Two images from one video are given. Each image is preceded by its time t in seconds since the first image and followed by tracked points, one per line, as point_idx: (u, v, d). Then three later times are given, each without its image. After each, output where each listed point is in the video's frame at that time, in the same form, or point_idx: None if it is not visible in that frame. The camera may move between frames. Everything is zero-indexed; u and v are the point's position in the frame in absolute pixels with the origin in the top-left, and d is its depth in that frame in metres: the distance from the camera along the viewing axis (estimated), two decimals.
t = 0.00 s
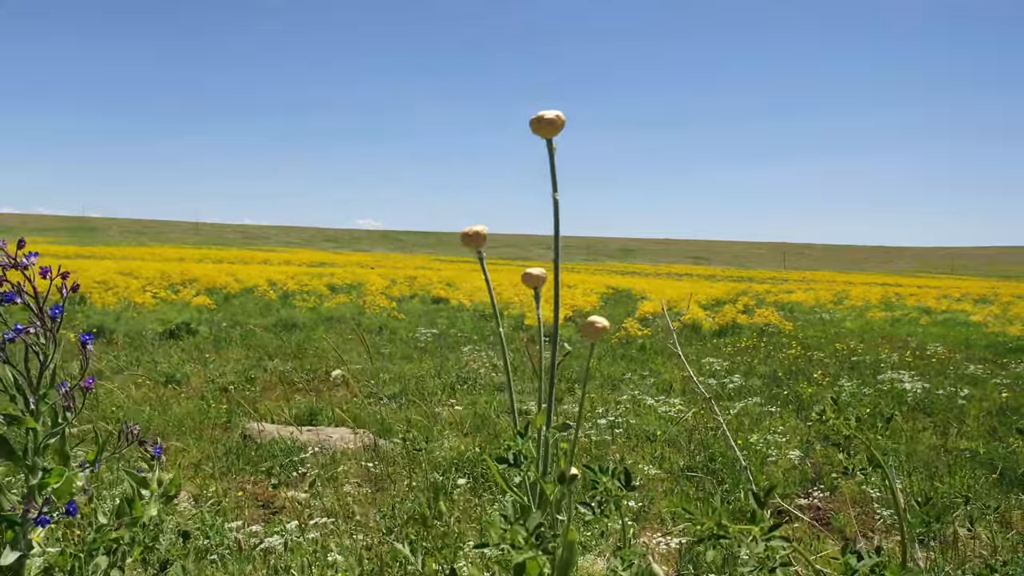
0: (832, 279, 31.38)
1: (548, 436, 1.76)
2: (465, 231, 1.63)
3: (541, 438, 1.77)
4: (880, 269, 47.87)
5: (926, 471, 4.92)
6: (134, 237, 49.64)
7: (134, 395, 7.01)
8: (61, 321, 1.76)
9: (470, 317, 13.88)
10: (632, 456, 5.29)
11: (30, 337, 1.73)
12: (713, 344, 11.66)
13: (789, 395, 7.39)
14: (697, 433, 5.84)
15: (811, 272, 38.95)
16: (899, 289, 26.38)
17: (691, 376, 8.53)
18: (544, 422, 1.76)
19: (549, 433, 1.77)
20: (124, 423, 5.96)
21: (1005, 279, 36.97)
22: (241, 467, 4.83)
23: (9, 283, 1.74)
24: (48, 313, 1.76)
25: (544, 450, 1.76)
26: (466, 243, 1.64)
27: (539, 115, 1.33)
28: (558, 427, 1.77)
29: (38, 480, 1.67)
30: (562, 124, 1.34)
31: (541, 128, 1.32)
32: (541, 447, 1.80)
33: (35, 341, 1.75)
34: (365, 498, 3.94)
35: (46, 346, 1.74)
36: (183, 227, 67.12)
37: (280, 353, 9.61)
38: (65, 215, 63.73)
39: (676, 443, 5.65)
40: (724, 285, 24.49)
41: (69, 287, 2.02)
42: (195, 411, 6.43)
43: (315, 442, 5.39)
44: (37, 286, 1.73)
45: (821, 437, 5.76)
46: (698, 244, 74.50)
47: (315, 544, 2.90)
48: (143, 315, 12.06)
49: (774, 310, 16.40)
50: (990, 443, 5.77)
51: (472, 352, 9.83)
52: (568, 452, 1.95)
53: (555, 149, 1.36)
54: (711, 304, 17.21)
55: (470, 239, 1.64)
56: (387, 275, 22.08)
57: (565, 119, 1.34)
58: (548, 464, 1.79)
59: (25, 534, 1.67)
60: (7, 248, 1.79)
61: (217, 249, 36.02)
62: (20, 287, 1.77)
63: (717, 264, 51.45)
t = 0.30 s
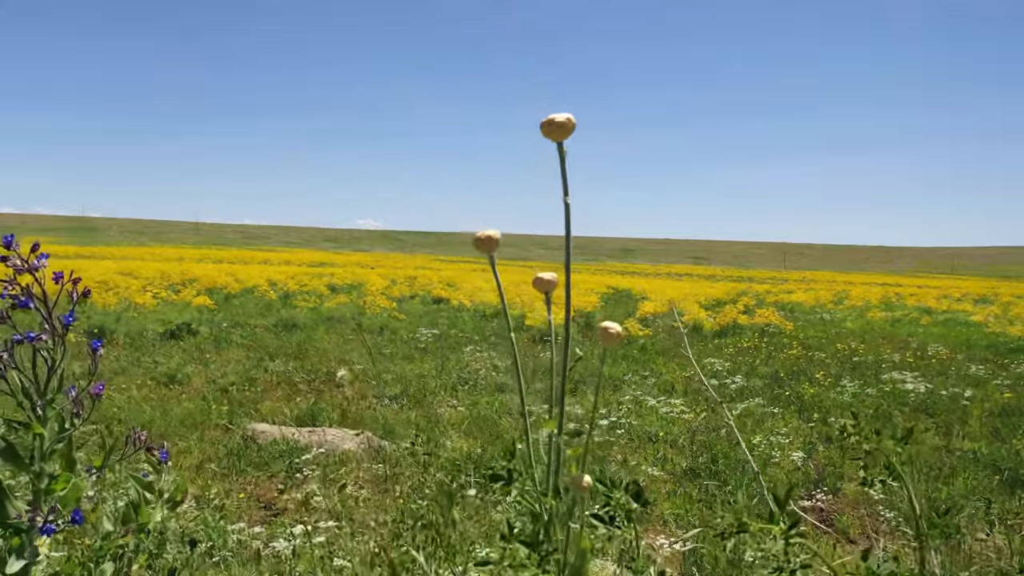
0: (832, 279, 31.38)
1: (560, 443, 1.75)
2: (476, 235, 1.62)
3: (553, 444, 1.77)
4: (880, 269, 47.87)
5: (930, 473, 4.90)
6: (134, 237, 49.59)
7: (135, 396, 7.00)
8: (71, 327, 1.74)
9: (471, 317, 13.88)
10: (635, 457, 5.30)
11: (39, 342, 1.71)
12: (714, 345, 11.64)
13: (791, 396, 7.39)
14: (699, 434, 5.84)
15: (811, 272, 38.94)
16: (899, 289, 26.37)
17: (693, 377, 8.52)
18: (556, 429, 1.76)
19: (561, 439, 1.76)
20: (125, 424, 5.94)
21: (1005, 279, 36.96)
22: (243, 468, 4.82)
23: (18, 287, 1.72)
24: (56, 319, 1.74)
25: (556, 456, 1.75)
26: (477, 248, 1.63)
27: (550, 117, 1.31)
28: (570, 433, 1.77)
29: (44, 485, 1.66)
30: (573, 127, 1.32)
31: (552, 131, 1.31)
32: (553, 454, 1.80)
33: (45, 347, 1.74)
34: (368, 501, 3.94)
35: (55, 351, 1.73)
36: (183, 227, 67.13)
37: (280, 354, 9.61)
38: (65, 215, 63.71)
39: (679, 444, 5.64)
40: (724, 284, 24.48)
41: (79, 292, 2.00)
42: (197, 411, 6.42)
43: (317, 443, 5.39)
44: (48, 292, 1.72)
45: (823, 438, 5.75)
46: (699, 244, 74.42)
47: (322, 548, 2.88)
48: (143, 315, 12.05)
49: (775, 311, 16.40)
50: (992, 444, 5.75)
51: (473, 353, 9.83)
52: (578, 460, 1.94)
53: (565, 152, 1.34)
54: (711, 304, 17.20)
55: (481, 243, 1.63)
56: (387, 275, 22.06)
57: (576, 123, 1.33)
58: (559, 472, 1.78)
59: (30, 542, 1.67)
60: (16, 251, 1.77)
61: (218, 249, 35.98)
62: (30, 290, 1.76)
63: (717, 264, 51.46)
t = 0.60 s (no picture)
0: (832, 279, 31.41)
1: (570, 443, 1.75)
2: (485, 236, 1.63)
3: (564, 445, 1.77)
4: (880, 270, 47.87)
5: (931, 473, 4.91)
6: (134, 237, 49.57)
7: (136, 396, 7.01)
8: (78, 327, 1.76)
9: (471, 317, 13.88)
10: (636, 456, 5.31)
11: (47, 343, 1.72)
12: (714, 345, 11.66)
13: (792, 396, 7.39)
14: (700, 434, 5.83)
15: (811, 272, 38.92)
16: (899, 289, 26.40)
17: (694, 377, 8.53)
18: (564, 429, 1.76)
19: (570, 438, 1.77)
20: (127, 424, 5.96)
21: (1005, 279, 37.01)
22: (246, 468, 4.82)
23: (26, 288, 1.73)
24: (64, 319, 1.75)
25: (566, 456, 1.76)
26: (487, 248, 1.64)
27: (561, 118, 1.32)
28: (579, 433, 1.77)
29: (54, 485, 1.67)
30: (584, 128, 1.33)
31: (562, 132, 1.32)
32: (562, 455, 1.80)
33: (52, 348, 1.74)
34: (369, 501, 3.94)
35: (63, 351, 1.74)
36: (183, 227, 67.12)
37: (281, 354, 9.62)
38: (65, 215, 63.66)
39: (681, 445, 5.64)
40: (724, 285, 24.49)
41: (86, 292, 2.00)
42: (199, 411, 6.44)
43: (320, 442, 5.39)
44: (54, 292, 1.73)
45: (824, 438, 5.74)
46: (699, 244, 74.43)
47: (326, 547, 2.88)
48: (144, 315, 12.07)
49: (775, 311, 16.40)
50: (993, 444, 5.76)
51: (474, 353, 9.83)
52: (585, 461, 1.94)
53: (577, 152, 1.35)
54: (711, 304, 17.22)
55: (491, 244, 1.64)
56: (387, 275, 22.07)
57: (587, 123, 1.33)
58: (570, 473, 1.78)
59: (41, 541, 1.68)
60: (23, 253, 1.78)
61: (218, 249, 36.00)
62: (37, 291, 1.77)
63: (717, 264, 51.48)
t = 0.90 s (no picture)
0: (831, 279, 31.44)
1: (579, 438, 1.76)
2: (497, 234, 1.64)
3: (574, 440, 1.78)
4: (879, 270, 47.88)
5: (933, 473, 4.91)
6: (134, 237, 49.53)
7: (137, 396, 7.00)
8: (95, 324, 1.76)
9: (472, 317, 13.89)
10: (638, 456, 5.31)
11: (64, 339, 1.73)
12: (715, 344, 11.67)
13: (792, 396, 7.38)
14: (701, 434, 5.83)
15: (811, 272, 38.93)
16: (899, 289, 26.43)
17: (695, 376, 8.54)
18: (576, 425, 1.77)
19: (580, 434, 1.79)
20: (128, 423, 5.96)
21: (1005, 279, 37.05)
22: (249, 468, 4.83)
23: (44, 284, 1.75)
24: (79, 316, 1.76)
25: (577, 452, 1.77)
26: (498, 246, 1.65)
27: (572, 118, 1.33)
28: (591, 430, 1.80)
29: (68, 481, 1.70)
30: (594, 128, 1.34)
31: (573, 132, 1.33)
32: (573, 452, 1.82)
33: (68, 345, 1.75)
34: (372, 499, 3.95)
35: (78, 347, 1.75)
36: (183, 227, 67.14)
37: (282, 354, 9.63)
38: (65, 215, 63.65)
39: (682, 445, 5.64)
40: (724, 284, 24.50)
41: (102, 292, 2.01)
42: (200, 411, 6.43)
43: (321, 442, 5.39)
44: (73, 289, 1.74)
45: (825, 438, 5.74)
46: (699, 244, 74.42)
47: (331, 545, 2.90)
48: (145, 315, 12.07)
49: (775, 311, 16.41)
50: (994, 444, 5.76)
51: (475, 353, 9.84)
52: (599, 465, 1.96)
53: (587, 152, 1.36)
54: (711, 304, 17.23)
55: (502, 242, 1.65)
56: (388, 275, 22.08)
57: (597, 123, 1.34)
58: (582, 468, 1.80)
59: (55, 538, 1.68)
60: (43, 250, 1.80)
61: (217, 249, 35.96)
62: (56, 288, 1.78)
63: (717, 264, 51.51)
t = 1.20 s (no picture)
0: (831, 279, 31.47)
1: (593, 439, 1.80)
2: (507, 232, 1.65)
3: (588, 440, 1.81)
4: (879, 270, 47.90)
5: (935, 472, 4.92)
6: (134, 237, 49.50)
7: (137, 396, 6.98)
8: (95, 324, 1.74)
9: (472, 317, 13.88)
10: (639, 457, 5.30)
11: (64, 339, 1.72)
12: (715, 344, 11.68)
13: (793, 396, 7.37)
14: (703, 435, 5.81)
15: (811, 272, 38.93)
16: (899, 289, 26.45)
17: (695, 376, 8.53)
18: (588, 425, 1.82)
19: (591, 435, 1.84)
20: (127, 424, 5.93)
21: (1005, 279, 37.12)
22: (250, 469, 4.81)
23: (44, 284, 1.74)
24: (79, 316, 1.74)
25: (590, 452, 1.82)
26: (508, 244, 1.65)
27: (584, 115, 1.32)
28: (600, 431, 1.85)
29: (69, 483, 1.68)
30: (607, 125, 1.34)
31: (586, 130, 1.32)
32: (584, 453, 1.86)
33: (69, 344, 1.74)
34: (374, 501, 3.94)
35: (79, 347, 1.73)
36: (183, 227, 67.14)
37: (282, 354, 9.61)
38: (65, 215, 63.63)
39: (683, 445, 5.63)
40: (724, 284, 24.51)
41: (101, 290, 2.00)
42: (200, 411, 6.41)
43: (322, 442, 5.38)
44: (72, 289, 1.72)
45: (827, 438, 5.73)
46: (699, 244, 74.44)
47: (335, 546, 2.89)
48: (144, 315, 12.04)
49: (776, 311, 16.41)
50: (996, 444, 5.76)
51: (475, 353, 9.83)
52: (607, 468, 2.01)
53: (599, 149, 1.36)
54: (712, 304, 17.23)
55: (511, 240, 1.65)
56: (388, 275, 22.07)
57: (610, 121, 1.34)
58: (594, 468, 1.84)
59: (57, 539, 1.68)
60: (41, 249, 1.78)
61: (216, 249, 35.90)
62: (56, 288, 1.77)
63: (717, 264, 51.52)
